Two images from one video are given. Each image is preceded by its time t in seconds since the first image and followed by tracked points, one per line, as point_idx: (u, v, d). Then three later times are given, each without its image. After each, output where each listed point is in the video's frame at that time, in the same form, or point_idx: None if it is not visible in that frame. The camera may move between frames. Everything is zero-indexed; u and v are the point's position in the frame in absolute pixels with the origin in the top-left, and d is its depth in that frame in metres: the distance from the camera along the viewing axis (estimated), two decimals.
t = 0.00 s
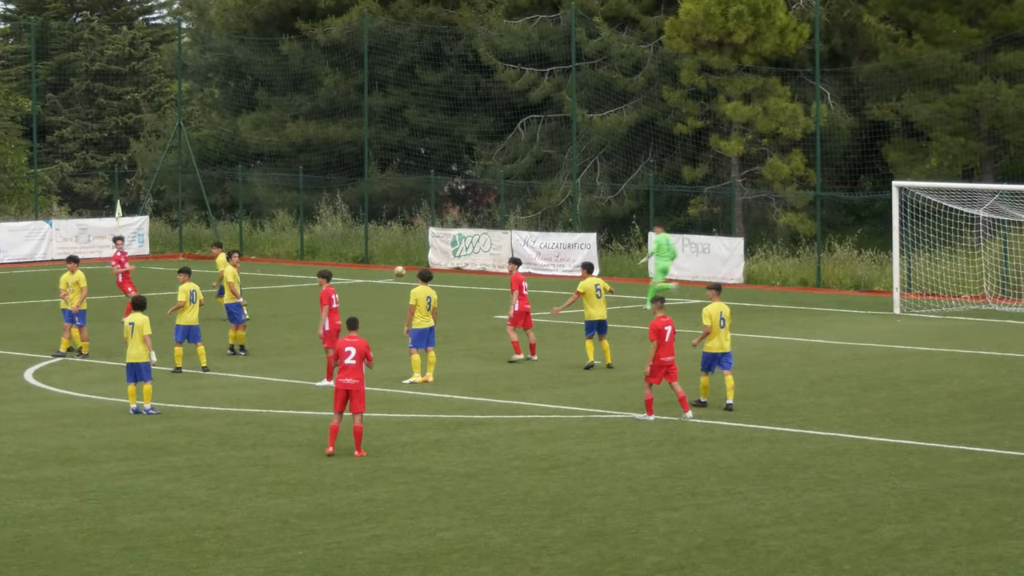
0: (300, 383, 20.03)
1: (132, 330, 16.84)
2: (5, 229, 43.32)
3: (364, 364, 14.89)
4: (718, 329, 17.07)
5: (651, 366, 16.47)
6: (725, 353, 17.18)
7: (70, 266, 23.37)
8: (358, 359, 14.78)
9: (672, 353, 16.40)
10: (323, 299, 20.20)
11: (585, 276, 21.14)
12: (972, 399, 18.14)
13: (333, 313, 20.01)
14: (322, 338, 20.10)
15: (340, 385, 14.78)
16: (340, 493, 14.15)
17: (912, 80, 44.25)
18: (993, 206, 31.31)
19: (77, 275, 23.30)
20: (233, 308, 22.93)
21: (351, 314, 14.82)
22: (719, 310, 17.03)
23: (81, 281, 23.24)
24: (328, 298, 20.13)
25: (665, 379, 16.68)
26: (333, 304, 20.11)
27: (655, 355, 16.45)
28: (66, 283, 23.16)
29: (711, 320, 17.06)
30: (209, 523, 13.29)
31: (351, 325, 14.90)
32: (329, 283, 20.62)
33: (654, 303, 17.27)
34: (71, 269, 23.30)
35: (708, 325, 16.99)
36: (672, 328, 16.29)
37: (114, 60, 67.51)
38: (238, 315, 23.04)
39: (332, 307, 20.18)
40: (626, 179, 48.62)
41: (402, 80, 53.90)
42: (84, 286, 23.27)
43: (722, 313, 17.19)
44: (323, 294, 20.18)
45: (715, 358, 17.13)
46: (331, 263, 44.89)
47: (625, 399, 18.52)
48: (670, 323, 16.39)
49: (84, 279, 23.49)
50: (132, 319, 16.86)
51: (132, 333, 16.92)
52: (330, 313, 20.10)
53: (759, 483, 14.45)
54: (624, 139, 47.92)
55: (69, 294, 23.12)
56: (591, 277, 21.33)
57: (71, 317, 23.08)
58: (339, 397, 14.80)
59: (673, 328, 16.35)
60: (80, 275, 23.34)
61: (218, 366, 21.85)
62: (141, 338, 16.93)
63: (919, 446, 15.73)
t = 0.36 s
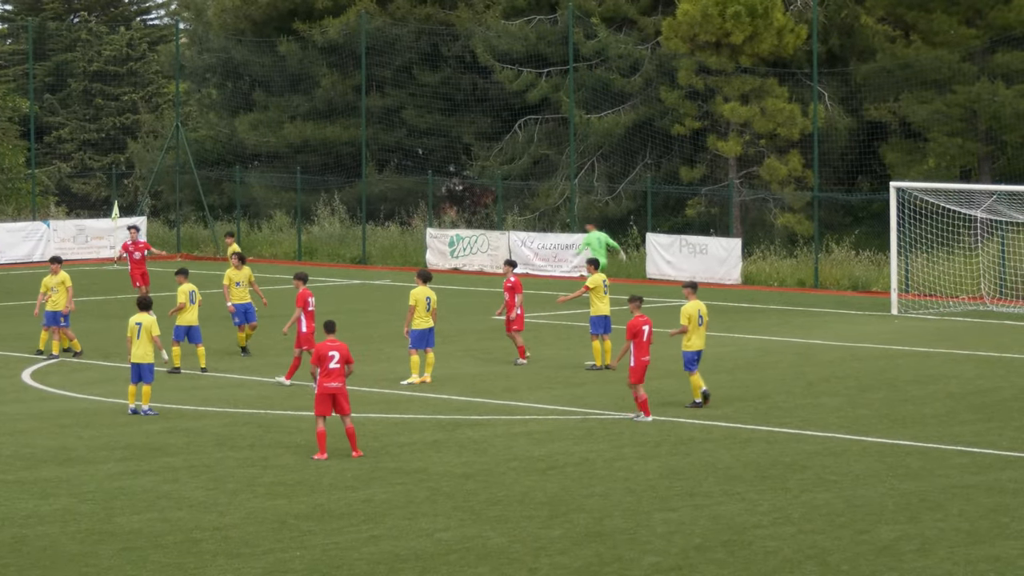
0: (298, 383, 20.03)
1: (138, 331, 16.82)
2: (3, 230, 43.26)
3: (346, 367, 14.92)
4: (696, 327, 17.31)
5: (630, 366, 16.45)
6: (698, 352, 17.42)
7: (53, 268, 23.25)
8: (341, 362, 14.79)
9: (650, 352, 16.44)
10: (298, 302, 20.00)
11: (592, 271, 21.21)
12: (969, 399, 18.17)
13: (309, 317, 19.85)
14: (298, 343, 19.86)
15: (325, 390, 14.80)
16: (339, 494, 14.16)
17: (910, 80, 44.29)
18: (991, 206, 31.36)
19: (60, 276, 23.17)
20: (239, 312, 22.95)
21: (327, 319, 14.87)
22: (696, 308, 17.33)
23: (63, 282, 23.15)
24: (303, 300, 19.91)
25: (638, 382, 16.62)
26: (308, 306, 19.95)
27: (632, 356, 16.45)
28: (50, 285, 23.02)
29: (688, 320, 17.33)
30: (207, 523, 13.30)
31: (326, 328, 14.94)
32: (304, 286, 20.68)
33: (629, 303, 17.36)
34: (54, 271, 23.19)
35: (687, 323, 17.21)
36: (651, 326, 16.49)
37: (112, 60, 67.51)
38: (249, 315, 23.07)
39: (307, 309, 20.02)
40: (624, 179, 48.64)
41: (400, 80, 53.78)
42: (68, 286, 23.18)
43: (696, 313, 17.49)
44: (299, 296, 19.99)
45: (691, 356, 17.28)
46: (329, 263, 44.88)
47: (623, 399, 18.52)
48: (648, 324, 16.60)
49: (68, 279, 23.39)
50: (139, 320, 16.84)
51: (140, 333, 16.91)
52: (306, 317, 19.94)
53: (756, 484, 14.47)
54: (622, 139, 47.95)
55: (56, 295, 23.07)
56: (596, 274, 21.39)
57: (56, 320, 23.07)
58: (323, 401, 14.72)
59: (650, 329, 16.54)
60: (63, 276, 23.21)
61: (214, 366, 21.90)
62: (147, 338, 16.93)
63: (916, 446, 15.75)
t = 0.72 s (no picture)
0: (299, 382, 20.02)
1: (143, 330, 16.88)
2: (4, 230, 43.28)
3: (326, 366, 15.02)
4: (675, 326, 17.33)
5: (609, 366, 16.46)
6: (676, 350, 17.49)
7: (41, 268, 23.01)
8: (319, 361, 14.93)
9: (628, 352, 16.46)
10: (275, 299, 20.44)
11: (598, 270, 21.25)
12: (969, 399, 18.16)
13: (283, 315, 20.26)
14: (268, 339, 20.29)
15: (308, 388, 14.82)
16: (339, 494, 14.16)
17: (910, 81, 44.28)
18: (991, 206, 31.32)
19: (49, 277, 23.07)
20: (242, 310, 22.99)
21: (304, 321, 15.12)
22: (675, 307, 17.34)
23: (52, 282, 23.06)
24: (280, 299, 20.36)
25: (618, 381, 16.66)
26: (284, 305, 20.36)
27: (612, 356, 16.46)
28: (39, 285, 22.90)
29: (667, 318, 17.35)
30: (208, 523, 13.31)
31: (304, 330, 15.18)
32: (279, 285, 20.95)
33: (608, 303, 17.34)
34: (42, 271, 23.00)
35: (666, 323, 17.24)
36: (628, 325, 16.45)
37: (112, 60, 67.46)
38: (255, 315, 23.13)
39: (283, 308, 20.40)
40: (625, 179, 48.63)
41: (400, 80, 53.76)
42: (57, 286, 23.15)
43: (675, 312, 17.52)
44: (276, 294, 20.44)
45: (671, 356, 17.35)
46: (329, 264, 44.85)
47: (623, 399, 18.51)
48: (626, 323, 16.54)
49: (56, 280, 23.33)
50: (144, 319, 16.91)
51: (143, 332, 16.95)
52: (281, 315, 20.34)
53: (757, 484, 14.47)
54: (623, 139, 47.94)
55: (44, 294, 22.97)
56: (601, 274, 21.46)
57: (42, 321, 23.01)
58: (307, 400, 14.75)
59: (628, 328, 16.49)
60: (52, 276, 23.09)
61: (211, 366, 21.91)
62: (151, 338, 16.96)
63: (917, 446, 15.74)
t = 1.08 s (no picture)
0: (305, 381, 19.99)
1: (149, 330, 16.88)
2: (11, 229, 43.38)
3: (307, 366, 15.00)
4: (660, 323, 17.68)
5: (594, 363, 16.50)
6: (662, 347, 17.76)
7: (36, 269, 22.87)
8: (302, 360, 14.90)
9: (613, 349, 16.60)
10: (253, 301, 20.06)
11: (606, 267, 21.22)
12: (976, 399, 18.12)
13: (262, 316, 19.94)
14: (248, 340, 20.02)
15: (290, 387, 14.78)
16: (345, 493, 14.16)
17: (916, 80, 44.17)
18: (997, 206, 31.27)
19: (44, 278, 22.85)
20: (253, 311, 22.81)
21: (285, 321, 15.18)
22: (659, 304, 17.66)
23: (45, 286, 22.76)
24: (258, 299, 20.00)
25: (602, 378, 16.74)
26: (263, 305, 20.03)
27: (596, 353, 16.53)
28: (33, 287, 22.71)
29: (653, 316, 17.64)
30: (214, 523, 13.33)
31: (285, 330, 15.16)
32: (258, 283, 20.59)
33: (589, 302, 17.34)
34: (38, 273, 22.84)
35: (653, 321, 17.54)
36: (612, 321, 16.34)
37: (118, 60, 67.50)
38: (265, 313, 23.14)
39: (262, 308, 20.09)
40: (631, 179, 48.64)
41: (406, 80, 53.85)
42: (51, 288, 22.84)
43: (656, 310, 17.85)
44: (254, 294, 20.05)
45: (656, 352, 17.63)
46: (335, 263, 44.87)
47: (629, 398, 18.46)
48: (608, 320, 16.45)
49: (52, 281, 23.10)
50: (149, 319, 16.90)
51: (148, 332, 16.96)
52: (259, 316, 20.00)
53: (763, 483, 14.45)
54: (629, 139, 47.91)
55: (38, 296, 22.71)
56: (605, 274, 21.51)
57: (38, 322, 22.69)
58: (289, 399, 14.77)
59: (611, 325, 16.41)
60: (47, 278, 22.90)
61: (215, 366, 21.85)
62: (156, 337, 16.93)
63: (923, 446, 15.71)
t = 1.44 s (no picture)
0: (316, 380, 19.93)
1: (158, 329, 16.83)
2: (21, 227, 43.49)
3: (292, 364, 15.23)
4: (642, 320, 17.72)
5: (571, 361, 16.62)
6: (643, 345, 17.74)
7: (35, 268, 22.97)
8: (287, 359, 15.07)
9: (591, 347, 16.68)
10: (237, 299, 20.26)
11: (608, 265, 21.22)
12: (987, 397, 18.08)
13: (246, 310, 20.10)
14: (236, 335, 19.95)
15: (276, 387, 14.97)
16: (355, 491, 14.19)
17: (927, 78, 44.12)
18: (1008, 204, 31.20)
19: (44, 277, 22.97)
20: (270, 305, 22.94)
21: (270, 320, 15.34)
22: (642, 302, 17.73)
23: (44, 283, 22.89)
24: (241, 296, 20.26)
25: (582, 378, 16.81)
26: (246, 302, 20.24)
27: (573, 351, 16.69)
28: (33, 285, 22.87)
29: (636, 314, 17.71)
30: (225, 521, 13.40)
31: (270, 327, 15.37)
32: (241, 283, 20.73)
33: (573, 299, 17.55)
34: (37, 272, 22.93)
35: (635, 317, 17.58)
36: (592, 321, 16.74)
37: (129, 58, 67.59)
38: (275, 313, 23.00)
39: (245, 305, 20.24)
40: (642, 177, 48.61)
41: (416, 78, 53.92)
42: (51, 287, 22.99)
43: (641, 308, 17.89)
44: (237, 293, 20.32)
45: (635, 349, 17.63)
46: (347, 261, 44.92)
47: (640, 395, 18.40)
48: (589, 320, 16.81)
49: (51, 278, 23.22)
50: (159, 318, 16.87)
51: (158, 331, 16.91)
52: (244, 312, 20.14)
53: (774, 481, 14.44)
54: (640, 137, 47.89)
55: (38, 295, 22.91)
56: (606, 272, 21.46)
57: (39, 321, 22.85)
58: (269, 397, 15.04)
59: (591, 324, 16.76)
60: (47, 276, 23.05)
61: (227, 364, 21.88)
62: (165, 335, 16.91)
63: (935, 444, 15.69)
